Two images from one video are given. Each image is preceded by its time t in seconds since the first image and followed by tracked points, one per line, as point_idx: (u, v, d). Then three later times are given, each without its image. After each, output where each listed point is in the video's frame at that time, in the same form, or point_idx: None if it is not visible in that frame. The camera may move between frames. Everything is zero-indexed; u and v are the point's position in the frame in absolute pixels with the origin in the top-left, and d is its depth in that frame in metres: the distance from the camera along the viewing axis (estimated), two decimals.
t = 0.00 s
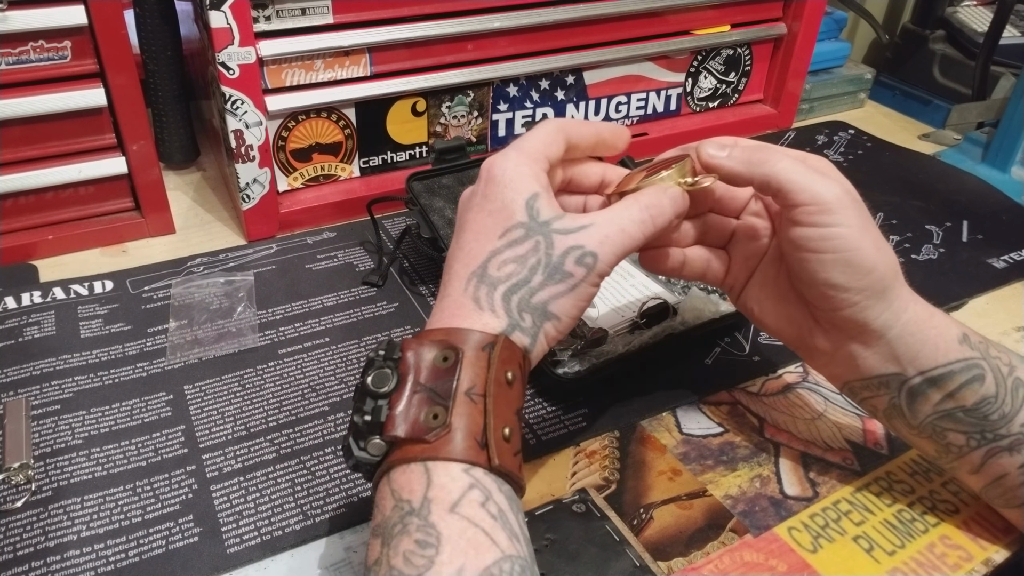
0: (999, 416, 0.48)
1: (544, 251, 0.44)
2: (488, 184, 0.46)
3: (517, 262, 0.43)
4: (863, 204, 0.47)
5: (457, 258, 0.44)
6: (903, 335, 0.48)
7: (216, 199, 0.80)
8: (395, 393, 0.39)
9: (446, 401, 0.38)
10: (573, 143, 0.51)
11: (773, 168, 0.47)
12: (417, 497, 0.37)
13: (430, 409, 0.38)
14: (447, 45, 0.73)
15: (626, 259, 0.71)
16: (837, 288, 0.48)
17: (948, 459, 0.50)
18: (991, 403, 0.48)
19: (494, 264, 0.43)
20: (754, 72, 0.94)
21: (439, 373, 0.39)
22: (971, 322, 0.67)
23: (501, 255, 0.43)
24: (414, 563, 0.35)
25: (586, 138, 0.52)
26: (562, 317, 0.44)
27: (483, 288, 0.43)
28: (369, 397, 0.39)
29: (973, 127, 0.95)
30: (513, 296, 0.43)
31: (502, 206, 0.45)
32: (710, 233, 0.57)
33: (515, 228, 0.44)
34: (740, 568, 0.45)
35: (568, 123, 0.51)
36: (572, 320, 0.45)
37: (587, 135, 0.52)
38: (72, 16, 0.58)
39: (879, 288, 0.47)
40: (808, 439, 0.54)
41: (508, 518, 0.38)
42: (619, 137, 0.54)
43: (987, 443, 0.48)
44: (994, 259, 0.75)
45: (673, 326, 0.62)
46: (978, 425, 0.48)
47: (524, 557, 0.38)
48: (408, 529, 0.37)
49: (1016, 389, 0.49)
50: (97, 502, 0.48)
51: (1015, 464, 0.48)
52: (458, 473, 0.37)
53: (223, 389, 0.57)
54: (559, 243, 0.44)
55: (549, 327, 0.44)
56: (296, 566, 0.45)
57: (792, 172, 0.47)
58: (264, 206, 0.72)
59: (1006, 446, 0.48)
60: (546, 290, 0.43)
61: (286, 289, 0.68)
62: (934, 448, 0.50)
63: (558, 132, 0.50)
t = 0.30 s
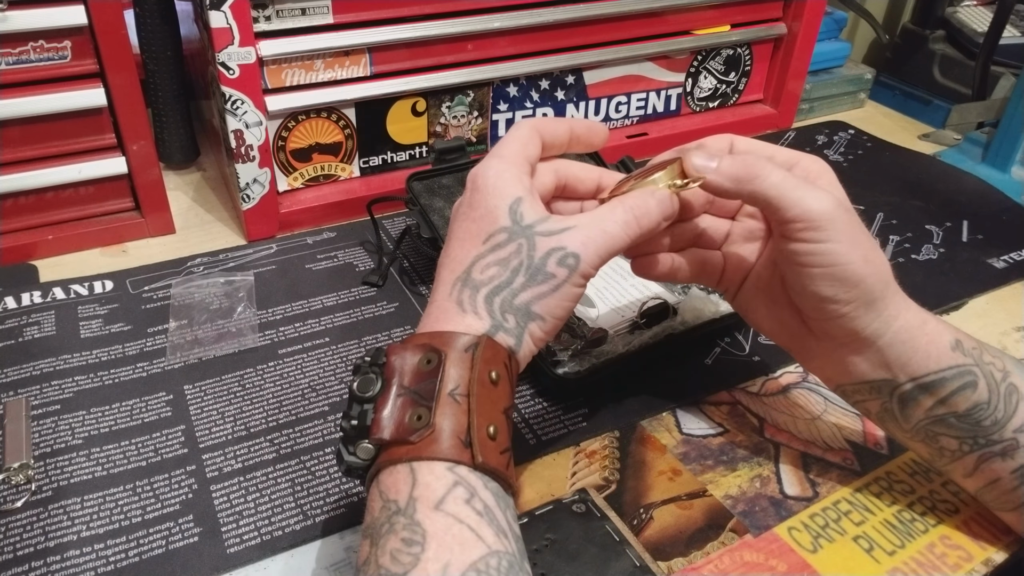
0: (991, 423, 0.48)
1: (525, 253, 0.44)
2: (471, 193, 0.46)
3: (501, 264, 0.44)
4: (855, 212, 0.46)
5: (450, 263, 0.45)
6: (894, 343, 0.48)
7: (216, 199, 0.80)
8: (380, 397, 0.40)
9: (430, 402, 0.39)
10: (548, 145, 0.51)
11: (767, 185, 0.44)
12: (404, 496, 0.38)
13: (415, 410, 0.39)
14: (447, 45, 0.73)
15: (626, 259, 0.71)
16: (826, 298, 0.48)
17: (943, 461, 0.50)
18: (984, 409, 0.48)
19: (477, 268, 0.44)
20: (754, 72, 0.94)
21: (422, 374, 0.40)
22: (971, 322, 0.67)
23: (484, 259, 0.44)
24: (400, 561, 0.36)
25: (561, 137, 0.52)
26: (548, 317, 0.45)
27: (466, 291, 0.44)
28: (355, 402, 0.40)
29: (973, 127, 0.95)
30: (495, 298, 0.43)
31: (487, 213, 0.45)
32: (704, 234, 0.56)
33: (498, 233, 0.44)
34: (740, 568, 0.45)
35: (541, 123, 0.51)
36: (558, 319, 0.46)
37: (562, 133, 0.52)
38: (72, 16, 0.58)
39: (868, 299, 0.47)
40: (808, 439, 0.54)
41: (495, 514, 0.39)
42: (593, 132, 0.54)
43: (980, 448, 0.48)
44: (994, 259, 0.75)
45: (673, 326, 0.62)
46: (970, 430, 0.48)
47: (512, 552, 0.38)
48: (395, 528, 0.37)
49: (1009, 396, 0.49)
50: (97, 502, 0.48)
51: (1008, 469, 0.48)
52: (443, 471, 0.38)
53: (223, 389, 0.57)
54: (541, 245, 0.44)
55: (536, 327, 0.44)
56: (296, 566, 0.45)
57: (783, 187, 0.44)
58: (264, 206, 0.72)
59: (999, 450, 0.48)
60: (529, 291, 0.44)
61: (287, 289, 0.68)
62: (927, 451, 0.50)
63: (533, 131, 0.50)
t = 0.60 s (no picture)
0: (990, 429, 0.48)
1: (510, 254, 0.44)
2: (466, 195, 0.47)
3: (484, 266, 0.44)
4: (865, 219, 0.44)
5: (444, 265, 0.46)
6: (893, 352, 0.48)
7: (216, 199, 0.80)
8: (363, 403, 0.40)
9: (409, 405, 0.39)
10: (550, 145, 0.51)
11: (773, 190, 0.43)
12: (387, 498, 0.38)
13: (395, 414, 0.39)
14: (447, 45, 0.73)
15: (627, 259, 0.71)
16: (827, 306, 0.47)
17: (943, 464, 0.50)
18: (984, 416, 0.48)
19: (463, 270, 0.45)
20: (754, 72, 0.94)
21: (403, 378, 0.40)
22: (971, 322, 0.67)
23: (470, 261, 0.45)
24: (384, 560, 0.36)
25: (564, 136, 0.52)
26: (531, 318, 0.44)
27: (450, 293, 0.44)
28: (340, 409, 0.41)
29: (973, 127, 0.95)
30: (477, 298, 0.44)
31: (477, 214, 0.45)
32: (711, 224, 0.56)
33: (485, 235, 0.45)
34: (740, 568, 0.45)
35: (542, 124, 0.51)
36: (543, 322, 0.45)
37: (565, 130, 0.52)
38: (72, 16, 0.58)
39: (870, 309, 0.46)
40: (808, 439, 0.54)
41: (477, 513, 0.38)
42: (598, 128, 0.54)
43: (979, 453, 0.48)
44: (994, 259, 0.75)
45: (673, 326, 0.62)
46: (969, 436, 0.48)
47: (498, 546, 0.38)
48: (379, 528, 0.38)
49: (1010, 403, 0.49)
50: (97, 502, 0.48)
51: (1007, 475, 0.48)
52: (422, 470, 0.38)
53: (223, 389, 0.57)
54: (526, 246, 0.44)
55: (519, 328, 0.44)
56: (295, 566, 0.45)
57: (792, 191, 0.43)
58: (264, 206, 0.72)
59: (998, 455, 0.48)
60: (511, 291, 0.44)
61: (287, 289, 0.68)
62: (926, 453, 0.50)
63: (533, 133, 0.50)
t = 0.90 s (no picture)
0: (985, 438, 0.48)
1: (485, 261, 0.45)
2: (455, 209, 0.48)
3: (459, 272, 0.45)
4: (854, 239, 0.43)
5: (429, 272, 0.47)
6: (883, 367, 0.47)
7: (216, 199, 0.80)
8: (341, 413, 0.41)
9: (381, 411, 0.39)
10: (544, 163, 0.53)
11: (757, 222, 0.42)
12: (363, 500, 0.39)
13: (369, 421, 0.40)
14: (447, 46, 0.73)
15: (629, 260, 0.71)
16: (815, 322, 0.47)
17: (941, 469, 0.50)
18: (977, 426, 0.48)
19: (438, 278, 0.46)
20: (754, 72, 0.94)
21: (375, 387, 0.40)
22: (971, 322, 0.67)
23: (446, 269, 0.46)
24: (363, 559, 0.37)
25: (559, 151, 0.53)
26: (504, 321, 0.44)
27: (426, 299, 0.45)
28: (320, 421, 0.41)
29: (973, 127, 0.95)
30: (449, 303, 0.44)
31: (459, 225, 0.47)
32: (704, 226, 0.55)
33: (463, 244, 0.46)
34: (740, 568, 0.45)
35: (535, 140, 0.52)
36: (519, 328, 0.45)
37: (560, 146, 0.52)
38: (72, 16, 0.58)
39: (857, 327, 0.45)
40: (808, 439, 0.54)
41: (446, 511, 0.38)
42: (595, 141, 0.54)
43: (973, 461, 0.48)
44: (994, 259, 0.75)
45: (673, 326, 0.62)
46: (964, 445, 0.48)
47: (477, 537, 0.38)
48: (358, 529, 0.38)
49: (1004, 413, 0.48)
50: (97, 502, 0.48)
51: (1001, 482, 0.47)
52: (394, 471, 0.38)
53: (223, 389, 0.57)
54: (501, 253, 0.45)
55: (491, 331, 0.44)
56: (296, 565, 0.45)
57: (776, 219, 0.41)
58: (264, 206, 0.72)
59: (992, 464, 0.48)
60: (482, 295, 0.44)
61: (287, 289, 0.68)
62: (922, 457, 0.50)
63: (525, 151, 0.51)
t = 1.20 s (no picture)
0: (981, 435, 0.48)
1: (480, 259, 0.45)
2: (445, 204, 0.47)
3: (454, 270, 0.45)
4: (855, 233, 0.43)
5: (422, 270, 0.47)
6: (881, 363, 0.47)
7: (216, 199, 0.80)
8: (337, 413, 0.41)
9: (378, 411, 0.39)
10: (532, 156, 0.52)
11: (764, 208, 0.41)
12: (361, 501, 0.39)
13: (365, 421, 0.40)
14: (447, 45, 0.73)
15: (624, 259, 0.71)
16: (816, 320, 0.47)
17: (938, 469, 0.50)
18: (973, 423, 0.48)
19: (434, 277, 0.45)
20: (754, 72, 0.94)
21: (371, 386, 0.41)
22: (971, 322, 0.67)
23: (442, 267, 0.45)
24: (359, 560, 0.37)
25: (546, 145, 0.53)
26: (500, 318, 0.44)
27: (421, 298, 0.45)
28: (316, 422, 0.41)
29: (973, 127, 0.95)
30: (444, 302, 0.44)
31: (453, 223, 0.46)
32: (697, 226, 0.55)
33: (459, 242, 0.45)
34: (740, 568, 0.45)
35: (522, 133, 0.52)
36: (516, 323, 0.45)
37: (548, 139, 0.52)
38: (72, 16, 0.58)
39: (858, 324, 0.45)
40: (808, 439, 0.54)
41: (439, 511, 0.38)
42: (581, 137, 0.55)
43: (969, 459, 0.48)
44: (995, 259, 0.75)
45: (673, 326, 0.62)
46: (959, 442, 0.48)
47: (475, 539, 0.38)
48: (355, 531, 0.38)
49: (1000, 409, 0.48)
50: (97, 502, 0.48)
51: (998, 479, 0.47)
52: (391, 471, 0.38)
53: (223, 389, 0.57)
54: (497, 251, 0.44)
55: (487, 329, 0.44)
56: (295, 565, 0.45)
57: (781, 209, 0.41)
58: (265, 206, 0.72)
59: (988, 461, 0.48)
60: (479, 293, 0.44)
61: (287, 289, 0.68)
62: (916, 456, 0.50)
63: (513, 143, 0.51)
